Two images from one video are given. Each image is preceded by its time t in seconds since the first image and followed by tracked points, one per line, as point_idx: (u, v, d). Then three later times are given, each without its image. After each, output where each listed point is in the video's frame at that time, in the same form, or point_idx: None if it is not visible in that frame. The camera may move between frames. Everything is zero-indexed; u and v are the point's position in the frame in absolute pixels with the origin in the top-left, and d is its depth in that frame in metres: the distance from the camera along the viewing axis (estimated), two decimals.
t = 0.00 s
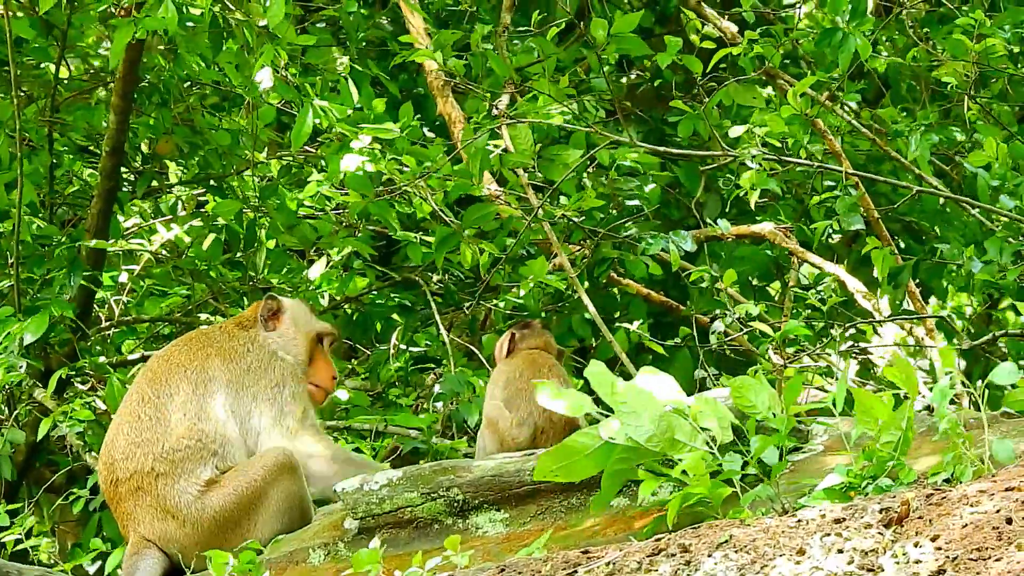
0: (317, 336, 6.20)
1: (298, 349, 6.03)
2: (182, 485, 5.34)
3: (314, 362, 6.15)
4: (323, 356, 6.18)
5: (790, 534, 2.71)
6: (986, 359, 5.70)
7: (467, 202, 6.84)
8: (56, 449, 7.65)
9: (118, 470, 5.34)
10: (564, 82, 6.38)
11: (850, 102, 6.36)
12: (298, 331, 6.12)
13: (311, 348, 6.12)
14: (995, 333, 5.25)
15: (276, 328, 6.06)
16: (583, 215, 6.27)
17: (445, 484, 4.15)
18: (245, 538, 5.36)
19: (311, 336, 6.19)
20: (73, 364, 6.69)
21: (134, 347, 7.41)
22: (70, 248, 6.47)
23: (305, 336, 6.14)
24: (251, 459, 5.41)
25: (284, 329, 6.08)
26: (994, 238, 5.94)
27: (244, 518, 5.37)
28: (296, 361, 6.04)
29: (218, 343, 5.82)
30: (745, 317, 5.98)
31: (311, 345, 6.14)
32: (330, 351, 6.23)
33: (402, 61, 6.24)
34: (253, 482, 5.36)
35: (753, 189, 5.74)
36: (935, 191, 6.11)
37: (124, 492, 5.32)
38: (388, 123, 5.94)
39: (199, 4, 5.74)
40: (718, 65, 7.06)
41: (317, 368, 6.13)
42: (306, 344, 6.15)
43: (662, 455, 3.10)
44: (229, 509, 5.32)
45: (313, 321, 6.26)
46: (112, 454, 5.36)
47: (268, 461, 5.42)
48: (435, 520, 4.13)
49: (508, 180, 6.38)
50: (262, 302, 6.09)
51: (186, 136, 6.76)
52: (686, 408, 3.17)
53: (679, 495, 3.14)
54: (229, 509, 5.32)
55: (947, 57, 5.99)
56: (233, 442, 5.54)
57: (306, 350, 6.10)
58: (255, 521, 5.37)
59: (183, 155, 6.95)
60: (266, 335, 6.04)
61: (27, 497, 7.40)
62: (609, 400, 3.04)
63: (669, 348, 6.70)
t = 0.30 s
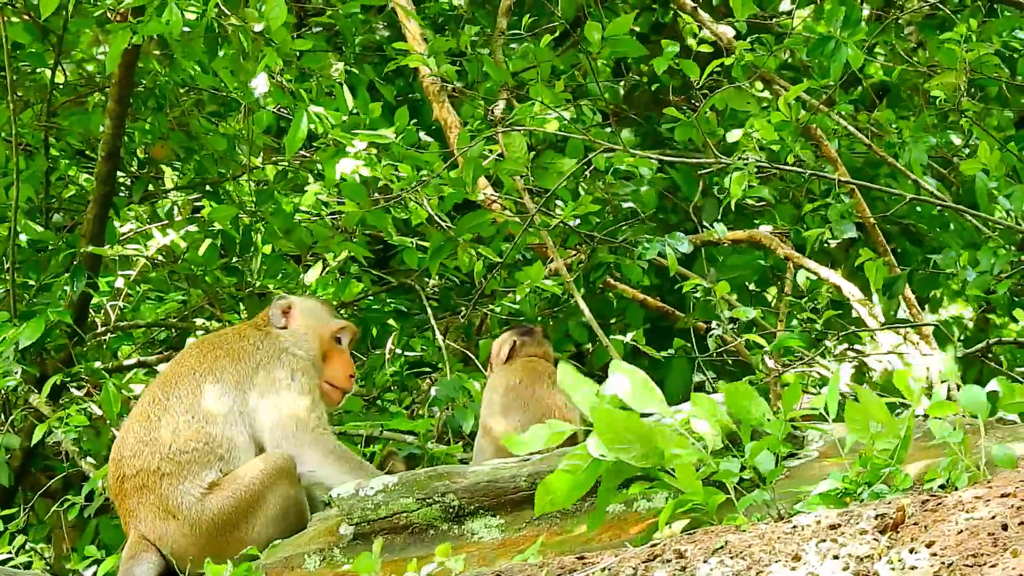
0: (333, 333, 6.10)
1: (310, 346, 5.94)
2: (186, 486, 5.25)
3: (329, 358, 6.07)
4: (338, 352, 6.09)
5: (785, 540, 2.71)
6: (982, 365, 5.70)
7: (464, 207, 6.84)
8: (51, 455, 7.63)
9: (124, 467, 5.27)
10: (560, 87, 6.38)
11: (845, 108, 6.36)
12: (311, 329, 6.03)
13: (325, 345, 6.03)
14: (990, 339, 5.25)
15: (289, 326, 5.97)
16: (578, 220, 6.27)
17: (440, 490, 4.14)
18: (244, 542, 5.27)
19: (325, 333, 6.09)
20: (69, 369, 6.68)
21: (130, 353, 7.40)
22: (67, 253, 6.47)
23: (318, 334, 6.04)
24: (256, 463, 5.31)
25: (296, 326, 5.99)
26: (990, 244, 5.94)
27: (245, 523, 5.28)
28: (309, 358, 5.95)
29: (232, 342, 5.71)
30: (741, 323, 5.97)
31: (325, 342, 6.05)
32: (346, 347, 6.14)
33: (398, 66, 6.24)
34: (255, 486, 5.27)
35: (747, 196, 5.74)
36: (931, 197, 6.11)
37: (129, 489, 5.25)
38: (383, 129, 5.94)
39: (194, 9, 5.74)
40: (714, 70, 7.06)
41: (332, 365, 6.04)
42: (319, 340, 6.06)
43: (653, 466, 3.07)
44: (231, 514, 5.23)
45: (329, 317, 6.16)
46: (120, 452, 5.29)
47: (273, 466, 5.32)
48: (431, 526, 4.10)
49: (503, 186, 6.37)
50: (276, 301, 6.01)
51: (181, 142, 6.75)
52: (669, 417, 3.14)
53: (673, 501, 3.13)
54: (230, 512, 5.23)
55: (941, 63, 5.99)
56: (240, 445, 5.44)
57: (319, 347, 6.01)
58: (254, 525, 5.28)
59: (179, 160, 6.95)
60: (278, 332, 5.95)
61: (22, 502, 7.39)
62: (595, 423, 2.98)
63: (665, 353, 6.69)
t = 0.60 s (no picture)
0: (363, 325, 5.88)
1: (334, 340, 5.77)
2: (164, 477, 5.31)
3: (361, 350, 5.86)
4: (370, 343, 5.86)
5: (781, 545, 2.70)
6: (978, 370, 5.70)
7: (460, 213, 6.83)
8: (48, 461, 7.61)
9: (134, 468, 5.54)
10: (556, 92, 6.37)
11: (842, 113, 6.36)
12: (339, 323, 5.85)
13: (353, 339, 5.82)
14: (987, 344, 5.25)
15: (317, 323, 5.86)
16: (574, 225, 6.27)
17: (435, 495, 4.05)
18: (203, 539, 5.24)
19: (356, 326, 5.89)
20: (65, 376, 6.67)
21: (127, 359, 7.38)
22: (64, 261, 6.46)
23: (346, 327, 5.86)
24: (219, 453, 5.27)
25: (324, 323, 5.85)
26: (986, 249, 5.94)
27: (210, 507, 5.22)
28: (334, 352, 5.78)
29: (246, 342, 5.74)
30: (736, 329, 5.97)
31: (353, 335, 5.85)
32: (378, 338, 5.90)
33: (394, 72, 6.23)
34: (216, 476, 5.23)
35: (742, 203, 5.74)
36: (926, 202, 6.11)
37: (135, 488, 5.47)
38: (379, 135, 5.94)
39: (192, 15, 5.75)
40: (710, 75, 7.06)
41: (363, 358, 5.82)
42: (350, 334, 5.87)
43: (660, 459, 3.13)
44: (193, 498, 5.21)
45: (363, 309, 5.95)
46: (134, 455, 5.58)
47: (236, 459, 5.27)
48: (426, 532, 4.04)
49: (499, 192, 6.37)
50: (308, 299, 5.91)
51: (178, 148, 6.76)
52: (692, 414, 3.22)
53: (668, 505, 3.12)
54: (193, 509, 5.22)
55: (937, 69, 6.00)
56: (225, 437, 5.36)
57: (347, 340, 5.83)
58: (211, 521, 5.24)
59: (175, 166, 6.94)
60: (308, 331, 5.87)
61: (19, 508, 7.37)
62: (614, 405, 3.06)
63: (662, 358, 6.69)
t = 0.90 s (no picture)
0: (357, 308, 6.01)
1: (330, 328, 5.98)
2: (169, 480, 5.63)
3: (358, 333, 6.00)
4: (366, 324, 5.98)
5: (777, 552, 2.70)
6: (975, 375, 5.70)
7: (457, 219, 6.83)
8: (44, 467, 7.60)
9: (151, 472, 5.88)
10: (553, 97, 6.37)
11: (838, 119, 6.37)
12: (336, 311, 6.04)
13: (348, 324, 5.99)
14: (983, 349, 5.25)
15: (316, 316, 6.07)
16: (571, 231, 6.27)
17: (432, 501, 4.05)
18: (189, 533, 5.48)
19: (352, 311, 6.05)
20: (61, 381, 6.67)
21: (124, 364, 7.37)
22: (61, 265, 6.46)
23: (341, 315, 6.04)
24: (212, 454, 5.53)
25: (321, 314, 6.06)
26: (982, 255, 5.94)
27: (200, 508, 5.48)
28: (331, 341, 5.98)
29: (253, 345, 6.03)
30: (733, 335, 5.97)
31: (347, 320, 6.01)
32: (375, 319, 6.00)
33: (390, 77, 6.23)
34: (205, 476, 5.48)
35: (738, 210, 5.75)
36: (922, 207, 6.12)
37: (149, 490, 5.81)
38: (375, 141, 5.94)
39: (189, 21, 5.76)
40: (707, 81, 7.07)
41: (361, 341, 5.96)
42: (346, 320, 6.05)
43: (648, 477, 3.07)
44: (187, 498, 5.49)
45: (358, 292, 6.09)
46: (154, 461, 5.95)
47: (225, 451, 5.53)
48: (422, 537, 4.05)
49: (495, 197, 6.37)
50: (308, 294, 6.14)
51: (175, 154, 6.77)
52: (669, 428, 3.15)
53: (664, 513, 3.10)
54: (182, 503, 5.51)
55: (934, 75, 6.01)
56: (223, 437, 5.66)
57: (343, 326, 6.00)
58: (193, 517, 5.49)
59: (172, 172, 6.95)
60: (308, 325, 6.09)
61: (16, 514, 7.35)
62: (592, 422, 3.03)
63: (659, 364, 6.69)
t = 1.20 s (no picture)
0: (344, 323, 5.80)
1: (315, 343, 5.82)
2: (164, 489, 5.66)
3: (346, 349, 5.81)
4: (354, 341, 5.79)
5: (775, 557, 2.70)
6: (973, 380, 5.69)
7: (454, 224, 6.82)
8: (43, 473, 7.59)
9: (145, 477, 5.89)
10: (550, 103, 6.37)
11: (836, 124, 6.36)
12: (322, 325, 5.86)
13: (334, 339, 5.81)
14: (981, 355, 5.25)
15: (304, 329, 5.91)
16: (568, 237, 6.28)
17: (430, 507, 4.05)
18: (187, 540, 5.53)
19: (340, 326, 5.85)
20: (59, 387, 6.67)
21: (122, 370, 7.36)
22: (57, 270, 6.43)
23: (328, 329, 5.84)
24: (206, 467, 5.54)
25: (309, 328, 5.89)
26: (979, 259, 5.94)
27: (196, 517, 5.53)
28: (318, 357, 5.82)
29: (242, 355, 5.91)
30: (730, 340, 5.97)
31: (334, 336, 5.81)
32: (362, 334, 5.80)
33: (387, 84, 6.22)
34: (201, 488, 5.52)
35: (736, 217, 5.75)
36: (920, 213, 6.12)
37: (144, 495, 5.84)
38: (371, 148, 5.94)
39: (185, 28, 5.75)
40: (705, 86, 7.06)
41: (347, 357, 5.78)
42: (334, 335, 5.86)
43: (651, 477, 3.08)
44: (184, 507, 5.55)
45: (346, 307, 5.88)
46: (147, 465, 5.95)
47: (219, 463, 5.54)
48: (421, 544, 4.03)
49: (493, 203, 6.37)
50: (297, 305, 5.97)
51: (172, 160, 6.77)
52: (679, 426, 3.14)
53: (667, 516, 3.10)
54: (181, 511, 5.57)
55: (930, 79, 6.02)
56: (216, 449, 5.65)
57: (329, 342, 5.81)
58: (191, 525, 5.54)
59: (170, 178, 6.95)
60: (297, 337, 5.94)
61: (14, 520, 7.35)
62: (599, 425, 3.03)
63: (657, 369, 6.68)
